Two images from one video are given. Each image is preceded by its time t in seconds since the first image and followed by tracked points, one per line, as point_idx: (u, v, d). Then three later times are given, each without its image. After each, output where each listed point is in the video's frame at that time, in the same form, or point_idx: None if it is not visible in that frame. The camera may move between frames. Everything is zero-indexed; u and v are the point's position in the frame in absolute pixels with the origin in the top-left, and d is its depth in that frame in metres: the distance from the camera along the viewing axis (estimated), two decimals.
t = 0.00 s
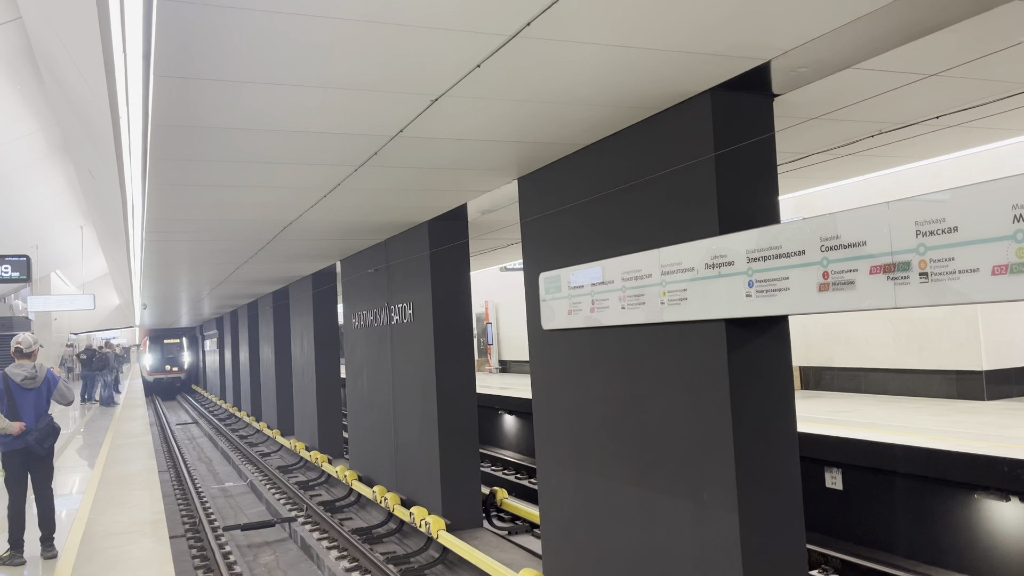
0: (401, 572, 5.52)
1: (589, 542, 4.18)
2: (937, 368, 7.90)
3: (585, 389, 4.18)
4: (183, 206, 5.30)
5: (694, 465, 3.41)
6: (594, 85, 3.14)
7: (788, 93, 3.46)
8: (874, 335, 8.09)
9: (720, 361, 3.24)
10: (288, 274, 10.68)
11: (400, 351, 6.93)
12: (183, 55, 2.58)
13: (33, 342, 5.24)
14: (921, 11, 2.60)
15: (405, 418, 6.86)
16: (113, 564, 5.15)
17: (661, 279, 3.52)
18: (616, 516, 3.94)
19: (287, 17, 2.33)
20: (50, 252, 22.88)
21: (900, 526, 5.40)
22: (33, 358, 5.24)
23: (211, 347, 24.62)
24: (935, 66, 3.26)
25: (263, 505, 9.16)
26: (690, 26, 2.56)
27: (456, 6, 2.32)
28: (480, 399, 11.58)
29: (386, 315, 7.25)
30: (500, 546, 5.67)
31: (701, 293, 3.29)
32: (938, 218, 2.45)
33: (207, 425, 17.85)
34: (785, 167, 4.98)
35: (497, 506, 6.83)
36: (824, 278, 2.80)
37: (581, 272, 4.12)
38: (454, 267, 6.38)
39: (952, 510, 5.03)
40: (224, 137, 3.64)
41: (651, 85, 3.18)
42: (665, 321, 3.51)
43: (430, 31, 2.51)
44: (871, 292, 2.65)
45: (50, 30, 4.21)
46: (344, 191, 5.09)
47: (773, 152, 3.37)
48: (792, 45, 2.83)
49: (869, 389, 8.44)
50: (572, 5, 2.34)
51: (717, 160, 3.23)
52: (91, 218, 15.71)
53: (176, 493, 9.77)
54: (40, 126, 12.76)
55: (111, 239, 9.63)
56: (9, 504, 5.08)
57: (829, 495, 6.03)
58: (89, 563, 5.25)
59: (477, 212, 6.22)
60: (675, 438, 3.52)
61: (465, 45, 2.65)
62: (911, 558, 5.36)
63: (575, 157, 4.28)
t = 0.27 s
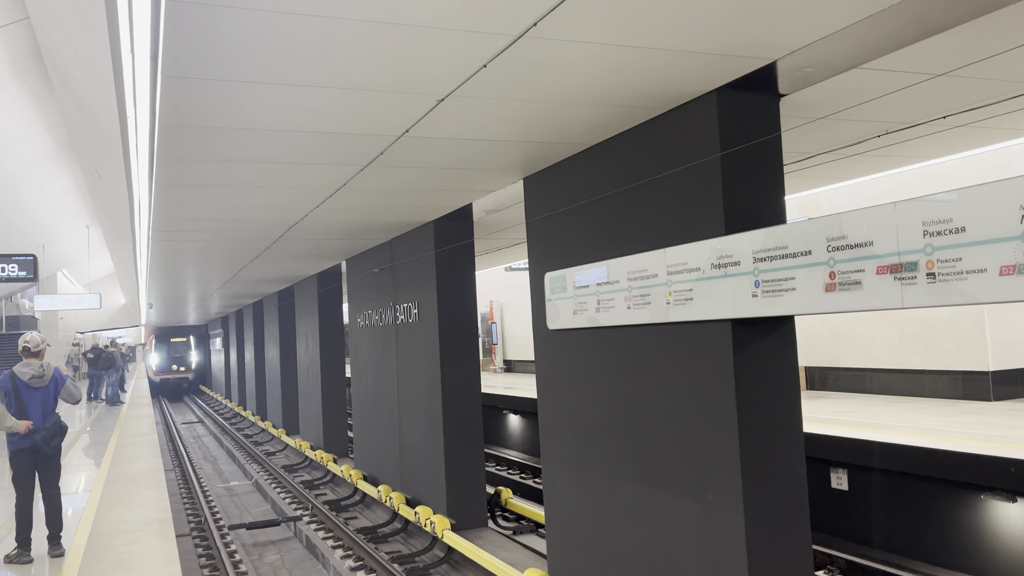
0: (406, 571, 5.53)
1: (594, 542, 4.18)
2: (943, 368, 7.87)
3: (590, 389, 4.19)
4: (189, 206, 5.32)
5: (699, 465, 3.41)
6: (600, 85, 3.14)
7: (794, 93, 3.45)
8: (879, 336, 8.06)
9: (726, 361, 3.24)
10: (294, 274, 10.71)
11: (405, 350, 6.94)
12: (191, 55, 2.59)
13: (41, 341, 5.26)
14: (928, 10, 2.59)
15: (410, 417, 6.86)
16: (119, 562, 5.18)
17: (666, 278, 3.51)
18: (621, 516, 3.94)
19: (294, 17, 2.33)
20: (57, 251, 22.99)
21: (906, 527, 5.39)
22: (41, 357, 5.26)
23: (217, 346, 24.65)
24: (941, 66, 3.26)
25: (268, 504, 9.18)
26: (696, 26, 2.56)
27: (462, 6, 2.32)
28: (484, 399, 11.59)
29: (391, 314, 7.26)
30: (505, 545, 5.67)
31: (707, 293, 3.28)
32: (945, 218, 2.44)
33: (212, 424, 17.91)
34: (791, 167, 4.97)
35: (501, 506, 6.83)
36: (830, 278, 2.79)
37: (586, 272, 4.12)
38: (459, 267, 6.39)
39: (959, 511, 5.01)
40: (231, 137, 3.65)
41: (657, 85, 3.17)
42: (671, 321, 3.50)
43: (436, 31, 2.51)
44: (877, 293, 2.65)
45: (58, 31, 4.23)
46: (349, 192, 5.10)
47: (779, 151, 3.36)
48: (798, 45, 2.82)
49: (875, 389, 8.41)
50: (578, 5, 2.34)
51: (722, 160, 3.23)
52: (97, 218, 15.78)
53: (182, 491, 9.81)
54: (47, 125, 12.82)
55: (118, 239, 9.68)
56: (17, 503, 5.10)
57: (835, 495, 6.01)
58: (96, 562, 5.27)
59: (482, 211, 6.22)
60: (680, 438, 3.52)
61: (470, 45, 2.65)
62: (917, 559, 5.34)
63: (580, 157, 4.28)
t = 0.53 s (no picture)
0: (411, 570, 5.54)
1: (599, 542, 4.18)
2: (950, 369, 7.84)
3: (596, 389, 4.19)
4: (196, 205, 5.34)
5: (705, 465, 3.40)
6: (606, 85, 3.14)
7: (801, 93, 3.44)
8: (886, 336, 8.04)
9: (732, 361, 3.23)
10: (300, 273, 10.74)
11: (411, 349, 6.95)
12: (199, 54, 2.60)
13: (48, 339, 5.29)
14: (936, 10, 2.58)
15: (415, 416, 6.87)
16: (126, 560, 5.20)
17: (673, 278, 3.51)
18: (626, 516, 3.94)
19: (301, 17, 2.34)
20: (64, 250, 23.10)
21: (913, 528, 5.37)
22: (48, 356, 5.29)
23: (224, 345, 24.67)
24: (949, 66, 3.25)
25: (274, 503, 9.21)
26: (703, 26, 2.56)
27: (468, 6, 2.32)
28: (490, 398, 11.59)
29: (397, 314, 7.27)
30: (510, 545, 5.67)
31: (713, 293, 3.28)
32: (953, 218, 2.44)
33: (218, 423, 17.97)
34: (797, 167, 4.96)
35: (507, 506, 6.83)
36: (837, 278, 2.78)
37: (592, 271, 4.12)
38: (465, 267, 6.39)
39: (965, 512, 4.99)
40: (238, 137, 3.66)
41: (663, 85, 3.17)
42: (677, 321, 3.50)
43: (443, 31, 2.51)
44: (884, 293, 2.64)
45: (67, 32, 4.25)
46: (355, 191, 5.12)
47: (786, 151, 3.35)
48: (805, 45, 2.82)
49: (881, 390, 8.39)
50: (585, 5, 2.34)
51: (729, 160, 3.22)
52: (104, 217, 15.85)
53: (188, 490, 9.84)
54: (54, 125, 12.89)
55: (125, 238, 9.72)
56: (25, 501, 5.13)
57: (841, 496, 6.00)
58: (103, 559, 5.30)
59: (487, 211, 6.23)
60: (686, 438, 3.51)
61: (476, 45, 2.66)
62: (923, 560, 5.33)
63: (586, 157, 4.28)
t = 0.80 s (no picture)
0: (416, 570, 5.55)
1: (605, 542, 4.19)
2: (956, 370, 7.81)
3: (602, 389, 4.19)
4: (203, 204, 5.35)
5: (712, 465, 3.40)
6: (613, 86, 3.15)
7: (808, 94, 3.44)
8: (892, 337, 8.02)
9: (739, 361, 3.23)
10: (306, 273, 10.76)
11: (417, 350, 6.96)
12: (207, 54, 2.62)
13: (56, 338, 5.32)
14: (943, 11, 2.58)
15: (421, 416, 6.88)
16: (133, 558, 5.23)
17: (679, 279, 3.51)
18: (632, 516, 3.94)
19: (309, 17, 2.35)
20: (71, 249, 23.21)
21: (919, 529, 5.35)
22: (56, 354, 5.31)
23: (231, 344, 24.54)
24: (957, 67, 3.24)
25: (280, 502, 9.23)
26: (709, 26, 2.56)
27: (474, 7, 2.33)
28: (495, 398, 11.60)
29: (403, 314, 7.28)
30: (515, 545, 5.68)
31: (719, 293, 3.28)
32: (961, 219, 2.43)
33: (224, 422, 18.03)
34: (804, 168, 4.96)
35: (512, 506, 6.84)
36: (844, 279, 2.78)
37: (598, 272, 4.12)
38: (470, 267, 6.39)
39: (972, 514, 4.97)
40: (243, 136, 3.68)
41: (669, 85, 3.17)
42: (684, 321, 3.50)
43: (448, 32, 2.52)
44: (892, 294, 2.63)
45: (75, 32, 4.28)
46: (362, 191, 5.13)
47: (792, 152, 3.34)
48: (813, 45, 2.82)
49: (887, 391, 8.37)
50: (592, 5, 2.35)
51: (736, 160, 3.22)
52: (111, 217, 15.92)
53: (194, 489, 9.88)
54: (62, 125, 12.95)
55: (132, 237, 9.76)
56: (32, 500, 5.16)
57: (847, 497, 5.98)
58: (109, 557, 5.32)
59: (493, 211, 6.24)
60: (693, 438, 3.51)
61: (483, 45, 2.66)
62: (930, 562, 5.30)
63: (593, 157, 4.28)
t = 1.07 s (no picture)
0: (421, 569, 5.56)
1: (610, 542, 4.18)
2: (963, 371, 7.79)
3: (608, 390, 4.19)
4: (210, 204, 5.37)
5: (718, 466, 3.39)
6: (620, 86, 3.15)
7: (815, 94, 3.43)
8: (898, 338, 8.00)
9: (745, 362, 3.22)
10: (312, 272, 10.78)
11: (422, 349, 6.97)
12: (215, 55, 2.62)
13: (64, 338, 5.34)
14: (952, 11, 2.57)
15: (426, 415, 6.89)
16: (140, 557, 5.25)
17: (686, 279, 3.50)
18: (638, 516, 3.94)
19: (317, 17, 2.36)
20: (78, 248, 23.31)
21: (925, 531, 5.34)
22: (63, 353, 5.34)
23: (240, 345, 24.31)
24: (966, 67, 3.23)
25: (285, 501, 9.25)
26: (717, 26, 2.55)
27: (483, 7, 2.34)
28: (500, 398, 11.61)
29: (409, 313, 7.29)
30: (521, 545, 5.68)
31: (726, 294, 3.28)
32: (969, 220, 2.42)
33: (230, 422, 18.08)
34: (810, 168, 4.95)
35: (517, 506, 6.84)
36: (852, 280, 2.77)
37: (604, 272, 4.12)
38: (476, 267, 6.40)
39: (979, 515, 4.95)
40: (251, 137, 3.69)
41: (676, 85, 3.17)
42: (690, 321, 3.49)
43: (455, 32, 2.52)
44: (899, 295, 2.63)
45: (84, 33, 4.30)
46: (369, 191, 5.15)
47: (799, 152, 3.34)
48: (821, 45, 2.81)
49: (894, 392, 8.35)
50: (600, 5, 2.35)
51: (743, 161, 3.22)
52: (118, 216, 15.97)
53: (200, 488, 9.91)
54: (69, 124, 13.00)
55: (139, 237, 9.80)
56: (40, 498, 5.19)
57: (853, 499, 5.97)
58: (117, 556, 5.34)
59: (499, 211, 6.24)
60: (699, 438, 3.51)
61: (490, 46, 2.67)
62: (936, 563, 5.29)
63: (600, 157, 4.28)
